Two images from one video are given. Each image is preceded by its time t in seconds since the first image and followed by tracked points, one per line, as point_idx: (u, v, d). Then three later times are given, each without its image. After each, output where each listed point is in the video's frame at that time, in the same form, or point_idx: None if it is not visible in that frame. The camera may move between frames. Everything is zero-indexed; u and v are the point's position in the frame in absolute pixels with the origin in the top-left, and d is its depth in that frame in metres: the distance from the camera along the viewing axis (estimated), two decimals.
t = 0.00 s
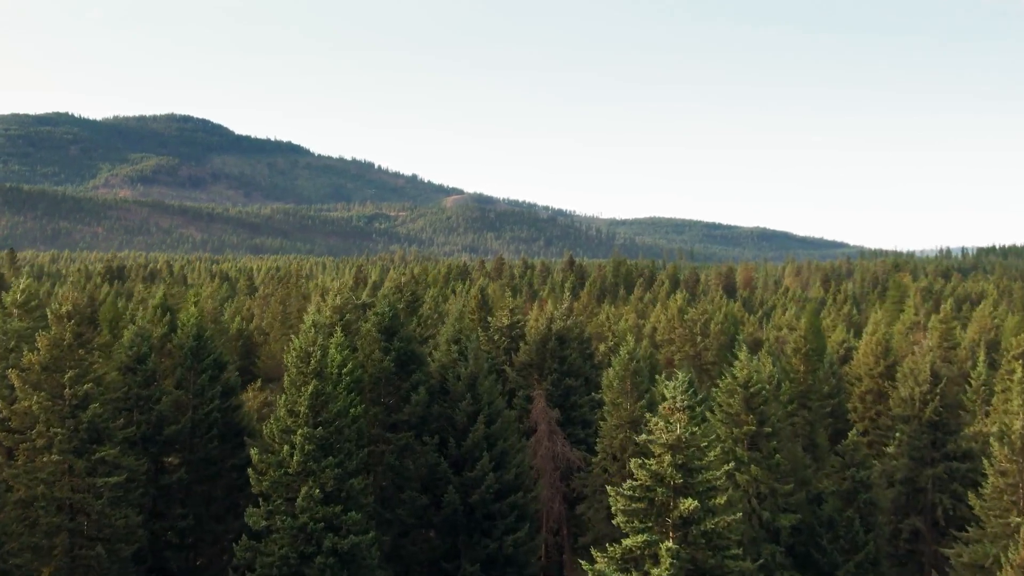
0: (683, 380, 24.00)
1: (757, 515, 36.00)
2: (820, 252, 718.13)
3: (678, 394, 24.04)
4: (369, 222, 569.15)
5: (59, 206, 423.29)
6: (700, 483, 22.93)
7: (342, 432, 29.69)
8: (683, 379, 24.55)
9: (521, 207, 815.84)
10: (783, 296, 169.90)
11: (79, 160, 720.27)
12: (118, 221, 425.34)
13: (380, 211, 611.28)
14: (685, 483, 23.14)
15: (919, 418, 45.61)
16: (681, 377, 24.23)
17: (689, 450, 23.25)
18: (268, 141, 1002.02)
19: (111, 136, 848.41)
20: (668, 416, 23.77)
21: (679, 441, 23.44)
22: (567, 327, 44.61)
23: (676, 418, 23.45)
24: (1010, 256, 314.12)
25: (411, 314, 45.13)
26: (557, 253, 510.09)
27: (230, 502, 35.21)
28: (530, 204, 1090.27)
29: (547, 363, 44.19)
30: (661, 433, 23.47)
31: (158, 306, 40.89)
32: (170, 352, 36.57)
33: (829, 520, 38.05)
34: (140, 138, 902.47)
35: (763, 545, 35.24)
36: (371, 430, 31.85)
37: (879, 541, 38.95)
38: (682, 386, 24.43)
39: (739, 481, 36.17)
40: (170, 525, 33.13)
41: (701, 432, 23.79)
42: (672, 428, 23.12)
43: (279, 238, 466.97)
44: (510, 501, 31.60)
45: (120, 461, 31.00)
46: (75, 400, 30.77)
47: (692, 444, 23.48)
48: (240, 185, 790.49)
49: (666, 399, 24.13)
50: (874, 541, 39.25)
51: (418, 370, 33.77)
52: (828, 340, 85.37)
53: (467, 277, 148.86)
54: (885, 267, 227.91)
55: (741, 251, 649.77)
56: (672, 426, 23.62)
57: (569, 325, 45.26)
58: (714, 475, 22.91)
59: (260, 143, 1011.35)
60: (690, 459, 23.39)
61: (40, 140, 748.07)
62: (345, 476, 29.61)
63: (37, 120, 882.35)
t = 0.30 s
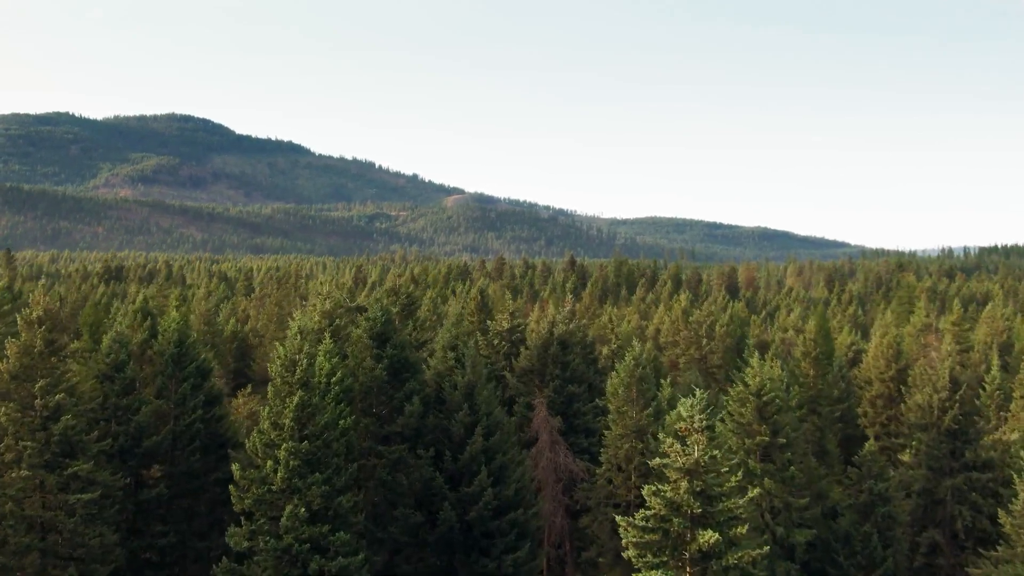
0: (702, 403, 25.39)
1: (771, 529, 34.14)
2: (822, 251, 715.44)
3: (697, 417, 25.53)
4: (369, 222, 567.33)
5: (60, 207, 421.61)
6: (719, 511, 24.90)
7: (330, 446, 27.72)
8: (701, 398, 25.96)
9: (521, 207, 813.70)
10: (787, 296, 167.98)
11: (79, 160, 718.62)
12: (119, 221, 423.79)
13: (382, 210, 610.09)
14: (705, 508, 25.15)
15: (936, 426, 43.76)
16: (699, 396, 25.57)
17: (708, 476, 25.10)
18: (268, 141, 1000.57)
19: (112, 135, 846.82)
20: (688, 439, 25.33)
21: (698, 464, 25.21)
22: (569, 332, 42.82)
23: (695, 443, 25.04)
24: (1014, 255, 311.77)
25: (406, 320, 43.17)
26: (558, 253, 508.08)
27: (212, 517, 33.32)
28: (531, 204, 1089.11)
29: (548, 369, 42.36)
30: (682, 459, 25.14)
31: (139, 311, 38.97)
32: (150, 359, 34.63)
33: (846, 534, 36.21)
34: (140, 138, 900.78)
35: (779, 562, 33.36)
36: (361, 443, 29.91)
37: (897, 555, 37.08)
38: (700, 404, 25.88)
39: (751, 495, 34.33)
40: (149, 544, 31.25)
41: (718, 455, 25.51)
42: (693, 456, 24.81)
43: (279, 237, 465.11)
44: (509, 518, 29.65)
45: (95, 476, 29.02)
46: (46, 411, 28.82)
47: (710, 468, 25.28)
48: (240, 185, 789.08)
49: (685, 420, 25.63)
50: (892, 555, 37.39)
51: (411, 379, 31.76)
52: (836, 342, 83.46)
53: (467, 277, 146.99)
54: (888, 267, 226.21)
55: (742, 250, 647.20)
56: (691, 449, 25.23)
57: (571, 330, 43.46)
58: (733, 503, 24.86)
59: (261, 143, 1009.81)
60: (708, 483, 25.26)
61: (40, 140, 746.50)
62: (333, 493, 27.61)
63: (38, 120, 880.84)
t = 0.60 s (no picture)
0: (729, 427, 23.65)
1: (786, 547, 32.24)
2: (824, 251, 713.14)
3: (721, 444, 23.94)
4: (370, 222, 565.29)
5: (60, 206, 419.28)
6: (743, 548, 23.44)
7: (316, 462, 25.76)
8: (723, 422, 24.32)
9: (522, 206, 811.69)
10: (791, 296, 165.96)
11: (80, 160, 716.49)
12: (119, 220, 421.80)
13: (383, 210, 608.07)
14: (727, 544, 23.70)
15: (956, 435, 41.89)
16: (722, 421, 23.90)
17: (731, 508, 23.63)
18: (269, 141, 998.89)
19: (113, 135, 844.94)
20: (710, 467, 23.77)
21: (720, 495, 23.68)
22: (572, 336, 41.20)
23: (718, 473, 23.46)
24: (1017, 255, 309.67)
25: (398, 324, 41.01)
26: (559, 253, 505.92)
27: (194, 533, 31.48)
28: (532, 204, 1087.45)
29: (550, 375, 40.51)
30: (703, 490, 23.58)
31: (117, 316, 37.10)
32: (128, 367, 32.70)
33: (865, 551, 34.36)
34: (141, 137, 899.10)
35: None
36: (351, 458, 27.97)
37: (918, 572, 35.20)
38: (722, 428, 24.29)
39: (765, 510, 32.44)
40: (126, 563, 29.30)
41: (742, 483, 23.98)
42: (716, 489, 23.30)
43: (280, 237, 463.14)
44: (509, 537, 27.72)
45: (65, 493, 27.02)
46: (13, 424, 26.80)
47: (734, 500, 23.79)
48: (241, 185, 787.28)
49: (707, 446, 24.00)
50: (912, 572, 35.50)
51: (405, 388, 29.88)
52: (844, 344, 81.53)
53: (467, 277, 145.00)
54: (891, 266, 224.12)
55: (743, 250, 645.01)
56: (712, 479, 23.70)
57: (573, 334, 41.68)
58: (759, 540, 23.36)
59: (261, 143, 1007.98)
60: (731, 518, 23.78)
61: (41, 139, 744.51)
62: (319, 512, 25.67)
63: (38, 120, 878.81)
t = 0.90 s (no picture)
0: (753, 469, 24.12)
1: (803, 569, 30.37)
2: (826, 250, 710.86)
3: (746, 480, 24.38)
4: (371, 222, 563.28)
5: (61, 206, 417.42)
6: None
7: (299, 483, 23.81)
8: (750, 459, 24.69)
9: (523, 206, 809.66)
10: (795, 296, 164.05)
11: (80, 160, 714.93)
12: (119, 220, 419.96)
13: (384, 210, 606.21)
14: None
15: (977, 447, 39.97)
16: (746, 461, 24.34)
17: (759, 553, 24.09)
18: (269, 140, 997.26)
19: (113, 135, 843.21)
20: (737, 508, 24.32)
21: (749, 537, 24.23)
22: (574, 342, 39.51)
23: (744, 515, 24.06)
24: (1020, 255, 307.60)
25: (393, 329, 39.12)
26: (560, 253, 504.04)
27: (174, 554, 29.57)
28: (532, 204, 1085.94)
29: (552, 382, 38.63)
30: (731, 532, 24.30)
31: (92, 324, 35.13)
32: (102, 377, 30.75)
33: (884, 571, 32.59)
34: (141, 137, 897.37)
35: None
36: (338, 476, 26.04)
37: None
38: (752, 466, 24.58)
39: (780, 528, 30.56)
40: None
41: (770, 522, 24.53)
42: (743, 532, 23.91)
43: (280, 237, 461.37)
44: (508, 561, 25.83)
45: (32, 513, 25.02)
46: None
47: (762, 542, 24.40)
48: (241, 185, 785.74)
49: (733, 486, 24.45)
50: None
51: (397, 400, 27.89)
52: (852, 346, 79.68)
53: (467, 277, 143.12)
54: (895, 266, 221.98)
55: (744, 250, 642.89)
56: (740, 519, 24.31)
57: (576, 340, 39.91)
58: None
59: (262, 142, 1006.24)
60: (761, 563, 24.25)
61: (42, 139, 742.90)
62: (303, 537, 23.74)
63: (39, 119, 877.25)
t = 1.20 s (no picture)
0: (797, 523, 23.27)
1: None
2: (827, 250, 708.25)
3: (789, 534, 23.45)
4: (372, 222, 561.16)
5: (61, 206, 415.02)
6: None
7: (273, 511, 21.59)
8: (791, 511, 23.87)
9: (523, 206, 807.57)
10: (798, 297, 161.97)
11: (81, 159, 712.82)
12: (118, 220, 417.77)
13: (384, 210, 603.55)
14: None
15: (1005, 460, 37.94)
16: (789, 514, 23.64)
17: None
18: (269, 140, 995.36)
19: (114, 134, 840.95)
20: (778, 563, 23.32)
21: None
22: (577, 349, 37.39)
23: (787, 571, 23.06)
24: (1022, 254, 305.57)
25: (385, 336, 36.92)
26: (562, 253, 502.11)
27: None
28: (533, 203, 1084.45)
29: (554, 392, 36.46)
30: None
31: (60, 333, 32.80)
32: (67, 392, 28.44)
33: None
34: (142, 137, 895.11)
35: None
36: (321, 500, 23.82)
37: None
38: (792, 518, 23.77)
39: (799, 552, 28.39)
40: None
41: None
42: None
43: (280, 237, 459.23)
44: None
45: None
46: None
47: None
48: (242, 185, 783.69)
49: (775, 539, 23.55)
50: None
51: (386, 416, 25.65)
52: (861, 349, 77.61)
53: (467, 278, 140.99)
54: (899, 266, 219.63)
55: (746, 250, 641.07)
56: None
57: (579, 347, 37.77)
58: None
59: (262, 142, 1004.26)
60: None
61: (42, 139, 740.79)
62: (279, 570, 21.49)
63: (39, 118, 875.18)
